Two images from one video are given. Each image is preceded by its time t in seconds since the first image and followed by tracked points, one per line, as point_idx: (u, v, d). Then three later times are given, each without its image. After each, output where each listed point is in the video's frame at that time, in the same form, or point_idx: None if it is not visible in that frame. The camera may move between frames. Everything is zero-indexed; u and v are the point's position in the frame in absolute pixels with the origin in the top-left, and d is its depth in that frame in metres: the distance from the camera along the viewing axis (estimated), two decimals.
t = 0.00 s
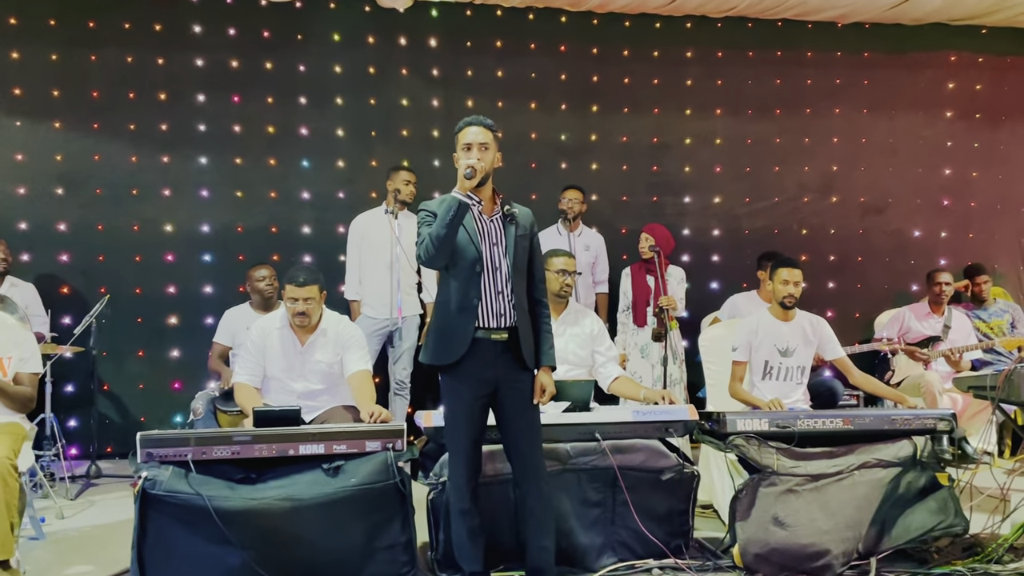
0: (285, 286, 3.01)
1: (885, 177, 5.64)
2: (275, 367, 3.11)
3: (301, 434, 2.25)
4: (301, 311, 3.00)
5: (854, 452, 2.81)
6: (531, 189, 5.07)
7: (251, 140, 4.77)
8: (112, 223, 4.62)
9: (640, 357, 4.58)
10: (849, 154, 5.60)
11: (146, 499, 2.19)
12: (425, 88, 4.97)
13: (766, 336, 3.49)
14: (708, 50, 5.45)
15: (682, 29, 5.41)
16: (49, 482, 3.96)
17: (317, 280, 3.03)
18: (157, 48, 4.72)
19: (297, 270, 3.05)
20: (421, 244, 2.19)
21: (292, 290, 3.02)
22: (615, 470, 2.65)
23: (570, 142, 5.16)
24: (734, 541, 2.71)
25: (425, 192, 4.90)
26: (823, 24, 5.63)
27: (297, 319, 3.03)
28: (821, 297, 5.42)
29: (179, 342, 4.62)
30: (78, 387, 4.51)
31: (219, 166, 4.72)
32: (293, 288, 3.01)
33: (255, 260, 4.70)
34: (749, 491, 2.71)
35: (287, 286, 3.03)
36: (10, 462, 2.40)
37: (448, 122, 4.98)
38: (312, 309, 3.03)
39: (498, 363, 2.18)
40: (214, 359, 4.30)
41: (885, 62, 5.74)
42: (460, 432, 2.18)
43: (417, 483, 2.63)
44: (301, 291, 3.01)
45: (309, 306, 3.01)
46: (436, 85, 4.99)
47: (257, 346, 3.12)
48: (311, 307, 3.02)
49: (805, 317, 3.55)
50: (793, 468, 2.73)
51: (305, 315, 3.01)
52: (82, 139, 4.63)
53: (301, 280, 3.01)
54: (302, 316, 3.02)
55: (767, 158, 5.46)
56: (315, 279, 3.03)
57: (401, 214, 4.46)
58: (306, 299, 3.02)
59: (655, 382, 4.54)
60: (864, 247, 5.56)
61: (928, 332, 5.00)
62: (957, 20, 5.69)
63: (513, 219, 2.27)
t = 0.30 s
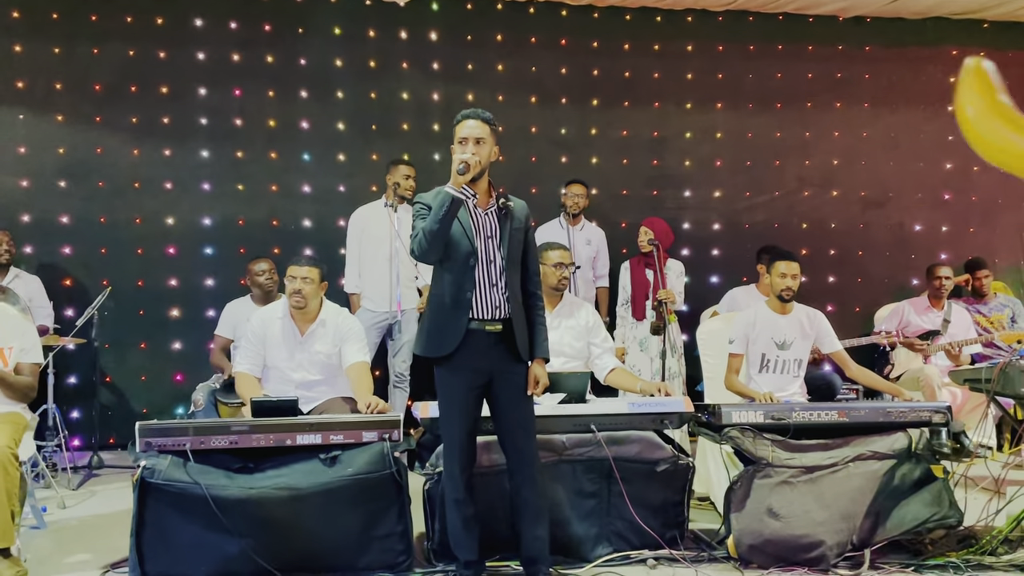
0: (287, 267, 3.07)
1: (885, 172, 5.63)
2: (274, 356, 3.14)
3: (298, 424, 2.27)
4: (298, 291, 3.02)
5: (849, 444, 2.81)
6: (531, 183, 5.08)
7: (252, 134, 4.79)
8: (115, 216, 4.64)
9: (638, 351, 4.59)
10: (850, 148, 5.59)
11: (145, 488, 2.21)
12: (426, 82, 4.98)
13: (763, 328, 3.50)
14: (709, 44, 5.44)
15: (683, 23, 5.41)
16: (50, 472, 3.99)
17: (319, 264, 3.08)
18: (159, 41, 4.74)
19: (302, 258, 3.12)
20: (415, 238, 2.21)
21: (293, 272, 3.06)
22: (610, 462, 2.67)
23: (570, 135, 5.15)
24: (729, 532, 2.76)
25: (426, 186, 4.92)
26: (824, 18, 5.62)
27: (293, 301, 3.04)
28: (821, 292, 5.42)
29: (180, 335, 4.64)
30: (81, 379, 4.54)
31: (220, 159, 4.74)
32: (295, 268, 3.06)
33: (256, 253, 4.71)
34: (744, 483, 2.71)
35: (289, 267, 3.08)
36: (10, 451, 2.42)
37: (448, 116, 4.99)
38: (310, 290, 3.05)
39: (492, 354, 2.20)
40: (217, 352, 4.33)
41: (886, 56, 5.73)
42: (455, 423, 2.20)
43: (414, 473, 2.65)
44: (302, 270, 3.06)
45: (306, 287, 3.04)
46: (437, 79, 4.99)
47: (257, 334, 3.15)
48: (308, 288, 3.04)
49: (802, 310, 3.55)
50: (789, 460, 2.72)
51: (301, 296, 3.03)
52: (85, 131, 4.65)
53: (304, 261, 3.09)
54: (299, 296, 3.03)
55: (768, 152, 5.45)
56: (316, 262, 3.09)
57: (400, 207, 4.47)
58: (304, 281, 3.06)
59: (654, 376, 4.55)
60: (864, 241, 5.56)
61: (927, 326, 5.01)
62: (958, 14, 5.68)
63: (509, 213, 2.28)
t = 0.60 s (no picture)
0: (291, 259, 3.08)
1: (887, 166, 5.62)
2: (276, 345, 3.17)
3: (296, 414, 2.29)
4: (302, 284, 3.05)
5: (845, 437, 2.81)
6: (532, 177, 5.09)
7: (254, 127, 4.80)
8: (118, 209, 4.67)
9: (638, 345, 4.60)
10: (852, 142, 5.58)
11: (144, 477, 2.23)
12: (427, 76, 4.98)
13: (761, 322, 3.51)
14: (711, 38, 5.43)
15: (685, 17, 5.40)
16: (53, 463, 4.02)
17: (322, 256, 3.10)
18: (161, 35, 4.75)
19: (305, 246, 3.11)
20: (411, 228, 2.23)
21: (297, 263, 3.08)
22: (606, 453, 2.68)
23: (571, 130, 5.15)
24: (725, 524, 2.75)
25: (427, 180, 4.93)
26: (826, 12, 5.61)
27: (297, 292, 3.08)
28: (822, 287, 5.42)
29: (183, 327, 4.67)
30: (84, 371, 4.58)
31: (222, 153, 4.76)
32: (299, 260, 3.08)
33: (258, 247, 4.73)
34: (740, 476, 2.71)
35: (292, 259, 3.10)
36: (11, 440, 2.46)
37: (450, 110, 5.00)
38: (315, 282, 3.09)
39: (488, 346, 2.22)
40: (218, 345, 4.35)
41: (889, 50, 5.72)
42: (451, 413, 2.21)
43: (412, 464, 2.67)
44: (306, 263, 3.07)
45: (311, 279, 3.06)
46: (439, 73, 5.00)
47: (260, 323, 3.18)
48: (312, 281, 3.07)
49: (801, 304, 3.56)
50: (784, 452, 2.73)
51: (305, 288, 3.06)
52: (88, 125, 4.68)
53: (308, 252, 3.10)
54: (303, 289, 3.07)
55: (769, 147, 5.45)
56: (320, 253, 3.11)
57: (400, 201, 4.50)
58: (308, 273, 3.08)
59: (653, 370, 4.55)
60: (866, 236, 5.55)
61: (927, 321, 5.01)
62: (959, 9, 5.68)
63: (505, 205, 2.29)
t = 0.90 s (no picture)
0: (290, 261, 3.09)
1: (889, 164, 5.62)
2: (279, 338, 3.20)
3: (297, 407, 2.31)
4: (303, 284, 3.08)
5: (843, 433, 2.83)
6: (534, 173, 5.10)
7: (257, 124, 4.82)
8: (121, 204, 4.69)
9: (638, 341, 4.60)
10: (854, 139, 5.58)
11: (145, 470, 2.25)
12: (430, 73, 4.99)
13: (761, 318, 3.52)
14: (713, 35, 5.43)
15: (688, 14, 5.40)
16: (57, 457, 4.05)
17: (320, 254, 3.10)
18: (165, 32, 4.77)
19: (302, 245, 3.13)
20: (411, 222, 2.24)
21: (295, 264, 3.09)
22: (604, 448, 2.70)
23: (573, 126, 5.16)
24: (723, 518, 2.76)
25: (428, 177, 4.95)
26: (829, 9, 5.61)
27: (299, 293, 3.11)
28: (822, 284, 5.42)
29: (185, 322, 4.70)
30: (88, 365, 4.61)
31: (225, 149, 4.78)
32: (296, 263, 3.09)
33: (260, 242, 4.76)
34: (738, 470, 2.72)
35: (291, 261, 3.10)
36: (14, 432, 2.48)
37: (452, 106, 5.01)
38: (314, 283, 3.11)
39: (487, 340, 2.23)
40: (222, 340, 4.39)
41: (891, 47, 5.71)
42: (450, 407, 2.23)
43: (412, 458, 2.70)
44: (304, 265, 3.08)
45: (311, 280, 3.09)
46: (441, 70, 5.00)
47: (263, 317, 3.21)
48: (313, 281, 3.10)
49: (800, 300, 3.57)
50: (782, 447, 2.74)
51: (307, 288, 3.10)
52: (92, 121, 4.70)
53: (305, 254, 3.10)
54: (304, 289, 3.10)
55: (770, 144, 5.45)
56: (317, 254, 3.11)
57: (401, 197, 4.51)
58: (308, 273, 3.10)
59: (653, 366, 4.53)
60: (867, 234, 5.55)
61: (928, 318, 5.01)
62: (962, 6, 5.67)
63: (505, 200, 2.31)
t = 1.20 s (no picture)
0: (290, 260, 3.11)
1: (890, 163, 5.63)
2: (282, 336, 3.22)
3: (299, 404, 2.34)
4: (304, 282, 3.10)
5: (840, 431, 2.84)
6: (535, 172, 5.12)
7: (259, 123, 4.83)
8: (124, 203, 4.72)
9: (638, 340, 4.60)
10: (855, 139, 5.59)
11: (147, 466, 2.27)
12: (431, 72, 5.01)
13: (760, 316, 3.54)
14: (714, 35, 5.44)
15: (688, 14, 5.41)
16: (60, 454, 4.07)
17: (321, 253, 3.13)
18: (169, 31, 4.79)
19: (302, 244, 3.15)
20: (412, 221, 2.26)
21: (295, 263, 3.11)
22: (604, 445, 2.72)
23: (575, 126, 5.18)
24: (721, 516, 2.76)
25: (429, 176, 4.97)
26: (830, 9, 5.62)
27: (300, 291, 3.14)
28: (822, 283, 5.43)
29: (188, 320, 4.72)
30: (91, 363, 4.63)
31: (227, 148, 4.80)
32: (297, 261, 3.11)
33: (262, 241, 4.78)
34: (736, 468, 2.72)
35: (292, 260, 3.12)
36: (17, 428, 2.51)
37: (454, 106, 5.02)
38: (315, 281, 3.13)
39: (488, 338, 2.25)
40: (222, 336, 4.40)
41: (892, 47, 5.72)
42: (450, 405, 2.24)
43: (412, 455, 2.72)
44: (304, 263, 3.11)
45: (312, 278, 3.11)
46: (443, 70, 5.02)
47: (265, 315, 3.23)
48: (314, 279, 3.12)
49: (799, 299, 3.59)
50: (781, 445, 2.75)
51: (308, 286, 3.12)
52: (95, 119, 4.72)
53: (305, 252, 3.12)
54: (305, 287, 3.13)
55: (771, 144, 5.46)
56: (318, 252, 3.13)
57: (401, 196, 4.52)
58: (308, 271, 3.12)
59: (653, 364, 4.48)
60: (868, 233, 5.55)
61: (928, 317, 5.01)
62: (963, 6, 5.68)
63: (506, 199, 2.33)
